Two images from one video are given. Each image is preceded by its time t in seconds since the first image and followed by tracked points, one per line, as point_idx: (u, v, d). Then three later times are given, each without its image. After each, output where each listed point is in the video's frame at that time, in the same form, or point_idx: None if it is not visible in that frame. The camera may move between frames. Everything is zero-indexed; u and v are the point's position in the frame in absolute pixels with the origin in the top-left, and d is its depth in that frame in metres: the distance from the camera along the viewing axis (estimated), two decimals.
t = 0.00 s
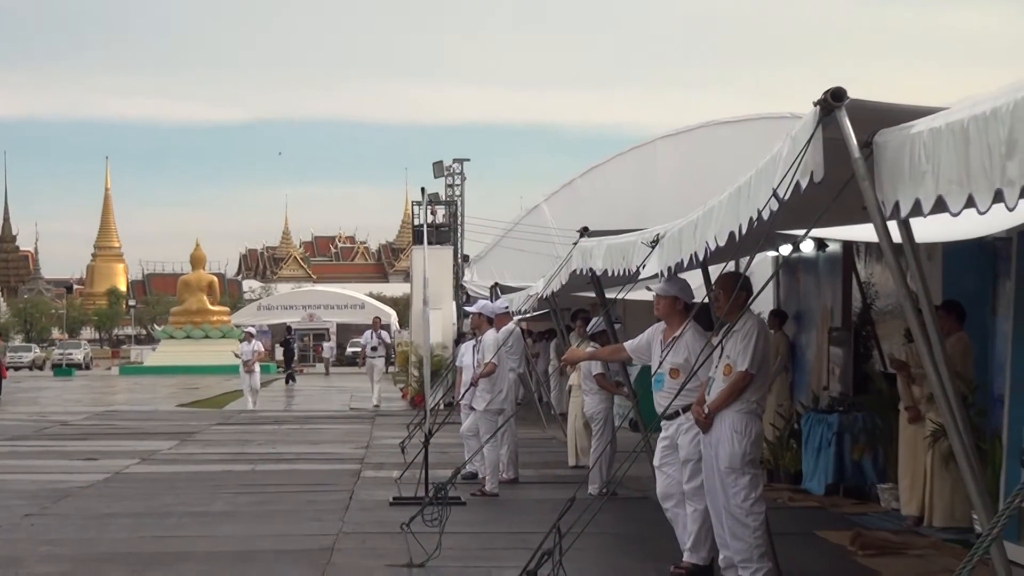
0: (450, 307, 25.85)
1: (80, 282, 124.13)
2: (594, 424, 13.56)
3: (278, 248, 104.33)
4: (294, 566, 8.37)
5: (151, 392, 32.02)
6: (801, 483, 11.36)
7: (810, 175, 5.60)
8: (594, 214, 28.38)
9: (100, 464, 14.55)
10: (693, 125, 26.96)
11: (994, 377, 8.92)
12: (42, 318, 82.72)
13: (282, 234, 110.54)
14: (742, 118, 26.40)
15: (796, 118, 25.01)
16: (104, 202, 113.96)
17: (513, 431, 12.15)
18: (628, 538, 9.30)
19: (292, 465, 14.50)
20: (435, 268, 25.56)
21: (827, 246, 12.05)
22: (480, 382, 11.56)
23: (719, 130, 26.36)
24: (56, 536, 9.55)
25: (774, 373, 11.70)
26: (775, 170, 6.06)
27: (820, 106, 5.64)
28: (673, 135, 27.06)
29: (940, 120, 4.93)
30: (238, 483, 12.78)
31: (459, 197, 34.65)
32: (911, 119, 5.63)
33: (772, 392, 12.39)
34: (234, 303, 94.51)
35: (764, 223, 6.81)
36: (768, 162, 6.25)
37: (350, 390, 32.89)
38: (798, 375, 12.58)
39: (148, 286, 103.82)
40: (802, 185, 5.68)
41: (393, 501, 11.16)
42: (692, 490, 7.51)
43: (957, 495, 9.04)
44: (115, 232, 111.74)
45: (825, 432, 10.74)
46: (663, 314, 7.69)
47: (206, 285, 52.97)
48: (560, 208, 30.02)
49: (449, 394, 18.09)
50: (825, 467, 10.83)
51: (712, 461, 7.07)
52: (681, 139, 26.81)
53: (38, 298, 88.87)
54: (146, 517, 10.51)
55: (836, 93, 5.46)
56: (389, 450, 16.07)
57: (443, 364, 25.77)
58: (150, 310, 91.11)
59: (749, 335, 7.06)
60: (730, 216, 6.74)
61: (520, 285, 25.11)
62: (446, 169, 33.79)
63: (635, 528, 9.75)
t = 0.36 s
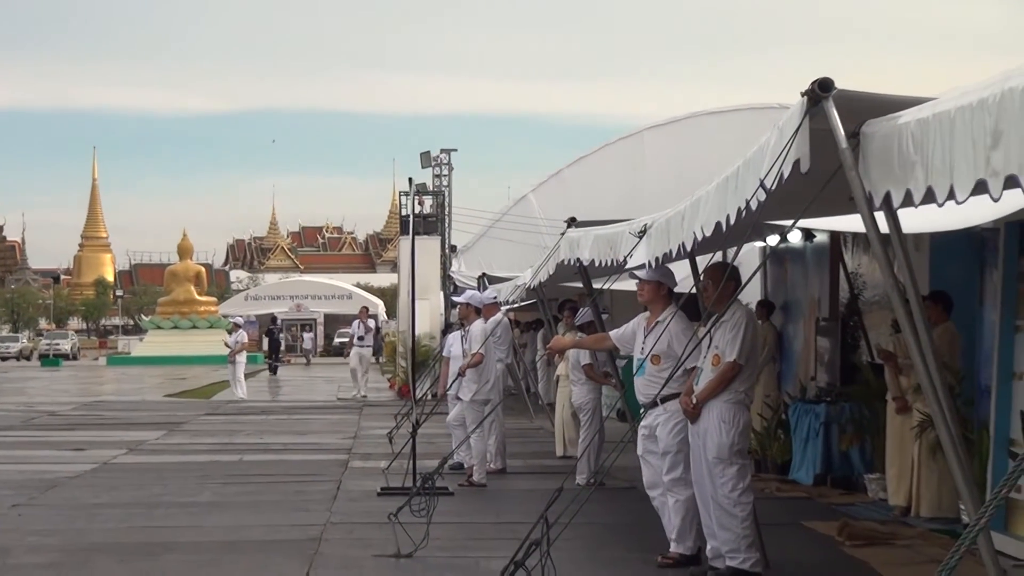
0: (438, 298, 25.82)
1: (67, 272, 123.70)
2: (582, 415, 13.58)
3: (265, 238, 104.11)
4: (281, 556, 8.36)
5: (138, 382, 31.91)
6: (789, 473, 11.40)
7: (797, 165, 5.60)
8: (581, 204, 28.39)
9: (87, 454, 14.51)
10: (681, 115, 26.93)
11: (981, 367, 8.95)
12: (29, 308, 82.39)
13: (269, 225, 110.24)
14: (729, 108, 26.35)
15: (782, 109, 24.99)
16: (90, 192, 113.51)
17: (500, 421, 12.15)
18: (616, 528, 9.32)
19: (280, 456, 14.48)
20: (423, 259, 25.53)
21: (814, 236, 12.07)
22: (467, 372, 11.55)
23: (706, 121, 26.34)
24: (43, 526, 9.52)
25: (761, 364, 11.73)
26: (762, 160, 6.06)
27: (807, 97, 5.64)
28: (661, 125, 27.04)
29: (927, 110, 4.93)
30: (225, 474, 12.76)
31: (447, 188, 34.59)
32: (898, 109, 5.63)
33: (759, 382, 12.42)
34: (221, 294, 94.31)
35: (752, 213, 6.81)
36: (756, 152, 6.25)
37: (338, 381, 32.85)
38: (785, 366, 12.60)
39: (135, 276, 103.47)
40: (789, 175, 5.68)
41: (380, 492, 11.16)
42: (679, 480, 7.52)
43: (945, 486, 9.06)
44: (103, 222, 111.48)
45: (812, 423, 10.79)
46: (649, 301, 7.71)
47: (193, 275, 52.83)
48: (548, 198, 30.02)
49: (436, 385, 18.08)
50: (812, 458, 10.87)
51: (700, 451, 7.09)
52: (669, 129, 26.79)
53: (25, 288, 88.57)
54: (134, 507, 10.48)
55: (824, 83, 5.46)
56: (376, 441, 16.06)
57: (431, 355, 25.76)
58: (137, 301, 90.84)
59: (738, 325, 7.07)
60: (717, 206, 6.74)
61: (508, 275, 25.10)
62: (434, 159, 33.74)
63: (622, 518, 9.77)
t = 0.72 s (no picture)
0: (430, 289, 25.82)
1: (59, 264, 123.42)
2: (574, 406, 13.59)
3: (258, 230, 103.96)
4: (274, 548, 8.36)
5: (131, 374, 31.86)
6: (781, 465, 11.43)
7: (789, 157, 5.60)
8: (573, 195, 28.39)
9: (80, 446, 14.49)
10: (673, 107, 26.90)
11: (974, 358, 8.97)
12: (21, 300, 82.19)
13: (261, 216, 110.07)
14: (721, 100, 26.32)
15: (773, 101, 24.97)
16: (82, 184, 113.22)
17: (493, 413, 12.15)
18: (609, 520, 9.33)
19: (273, 447, 14.48)
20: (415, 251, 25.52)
21: (807, 228, 12.09)
22: (459, 364, 11.55)
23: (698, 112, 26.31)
24: (36, 518, 9.51)
25: (754, 355, 11.75)
26: (755, 152, 6.06)
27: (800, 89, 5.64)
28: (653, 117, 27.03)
29: (919, 103, 4.94)
30: (219, 466, 12.75)
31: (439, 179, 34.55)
32: (890, 101, 5.63)
33: (752, 374, 12.44)
34: (214, 286, 94.17)
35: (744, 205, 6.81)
36: (748, 145, 6.26)
37: (330, 373, 32.84)
38: (777, 357, 12.62)
39: (127, 267, 103.25)
40: (782, 167, 5.68)
41: (373, 484, 11.16)
42: (670, 473, 7.52)
43: (937, 477, 9.09)
44: (95, 214, 111.19)
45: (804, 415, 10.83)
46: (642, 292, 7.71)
47: (186, 267, 52.75)
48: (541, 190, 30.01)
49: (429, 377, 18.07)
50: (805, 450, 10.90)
51: (693, 443, 7.10)
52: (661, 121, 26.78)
53: (16, 280, 88.37)
54: (127, 499, 10.48)
55: (816, 75, 5.46)
56: (369, 433, 16.06)
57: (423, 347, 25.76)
58: (130, 292, 90.66)
59: (731, 317, 7.08)
60: (710, 198, 6.74)
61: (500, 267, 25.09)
62: (427, 151, 33.70)
63: (615, 509, 9.79)
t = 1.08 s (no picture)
0: (424, 284, 25.83)
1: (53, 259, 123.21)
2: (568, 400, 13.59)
3: (252, 225, 103.89)
4: (268, 543, 8.36)
5: (125, 369, 31.83)
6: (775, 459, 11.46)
7: (783, 153, 5.61)
8: (567, 191, 28.41)
9: (74, 441, 14.47)
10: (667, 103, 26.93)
11: (967, 353, 8.99)
12: (15, 295, 82.03)
13: (255, 211, 109.91)
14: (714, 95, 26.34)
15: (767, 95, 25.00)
16: (76, 178, 112.99)
17: (487, 408, 12.14)
18: (602, 515, 9.34)
19: (266, 442, 14.47)
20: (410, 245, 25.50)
21: (801, 222, 12.08)
22: (453, 359, 11.54)
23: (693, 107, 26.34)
24: (30, 513, 9.50)
25: (747, 350, 11.76)
26: (749, 146, 6.07)
27: (793, 83, 5.64)
28: (647, 112, 27.07)
29: (912, 97, 4.95)
30: (212, 460, 12.75)
31: (433, 174, 34.53)
32: (885, 96, 5.63)
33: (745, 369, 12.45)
34: (208, 281, 94.03)
35: (737, 199, 6.82)
36: (741, 140, 6.26)
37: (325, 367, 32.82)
38: (771, 352, 12.63)
39: (122, 262, 103.13)
40: (776, 161, 5.68)
41: (367, 478, 11.16)
42: (663, 467, 7.53)
43: (930, 472, 9.11)
44: (89, 208, 111.01)
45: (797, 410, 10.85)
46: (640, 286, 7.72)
47: (180, 261, 52.72)
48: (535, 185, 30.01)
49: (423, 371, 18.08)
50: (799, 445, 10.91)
51: (687, 438, 7.11)
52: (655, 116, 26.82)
53: (11, 274, 88.25)
54: (121, 494, 10.47)
55: (810, 69, 5.47)
56: (363, 427, 16.06)
57: (417, 341, 25.77)
58: (124, 287, 90.53)
59: (725, 312, 7.08)
60: (704, 193, 6.75)
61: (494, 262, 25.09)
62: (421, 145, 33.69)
63: (607, 504, 9.79)
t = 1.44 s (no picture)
0: (412, 283, 25.80)
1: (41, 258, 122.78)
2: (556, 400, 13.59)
3: (240, 224, 103.66)
4: (255, 542, 8.33)
5: (112, 368, 31.72)
6: (763, 458, 11.49)
7: (771, 152, 5.61)
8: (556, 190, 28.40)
9: (61, 440, 14.41)
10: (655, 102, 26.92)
11: (956, 351, 9.01)
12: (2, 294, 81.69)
13: (243, 210, 109.66)
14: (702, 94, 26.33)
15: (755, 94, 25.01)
16: (64, 177, 112.59)
17: (475, 407, 12.12)
18: (589, 514, 9.33)
19: (254, 441, 14.43)
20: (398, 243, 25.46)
21: (789, 221, 12.10)
22: (441, 357, 11.52)
23: (681, 106, 26.33)
24: (17, 513, 9.46)
25: (735, 349, 11.78)
26: (737, 146, 6.07)
27: (781, 83, 5.64)
28: (635, 111, 27.06)
29: (901, 95, 4.96)
30: (199, 460, 12.71)
31: (422, 173, 34.48)
32: (873, 95, 5.63)
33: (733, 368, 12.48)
34: (196, 280, 93.79)
35: (726, 198, 6.82)
36: (730, 138, 6.27)
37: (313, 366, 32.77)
38: (759, 351, 12.65)
39: (109, 261, 102.80)
40: (764, 160, 5.69)
41: (355, 477, 11.14)
42: (652, 466, 7.54)
43: (919, 470, 9.14)
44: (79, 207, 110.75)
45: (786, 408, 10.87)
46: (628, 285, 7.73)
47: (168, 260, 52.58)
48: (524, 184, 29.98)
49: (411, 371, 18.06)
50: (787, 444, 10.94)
51: (675, 437, 7.11)
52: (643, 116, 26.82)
53: None
54: (108, 493, 10.44)
55: (798, 69, 5.48)
56: (351, 427, 16.04)
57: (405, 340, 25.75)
58: (111, 286, 90.24)
59: (714, 310, 7.08)
60: (692, 192, 6.75)
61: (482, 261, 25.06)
62: (410, 144, 33.66)
63: (595, 504, 9.78)
